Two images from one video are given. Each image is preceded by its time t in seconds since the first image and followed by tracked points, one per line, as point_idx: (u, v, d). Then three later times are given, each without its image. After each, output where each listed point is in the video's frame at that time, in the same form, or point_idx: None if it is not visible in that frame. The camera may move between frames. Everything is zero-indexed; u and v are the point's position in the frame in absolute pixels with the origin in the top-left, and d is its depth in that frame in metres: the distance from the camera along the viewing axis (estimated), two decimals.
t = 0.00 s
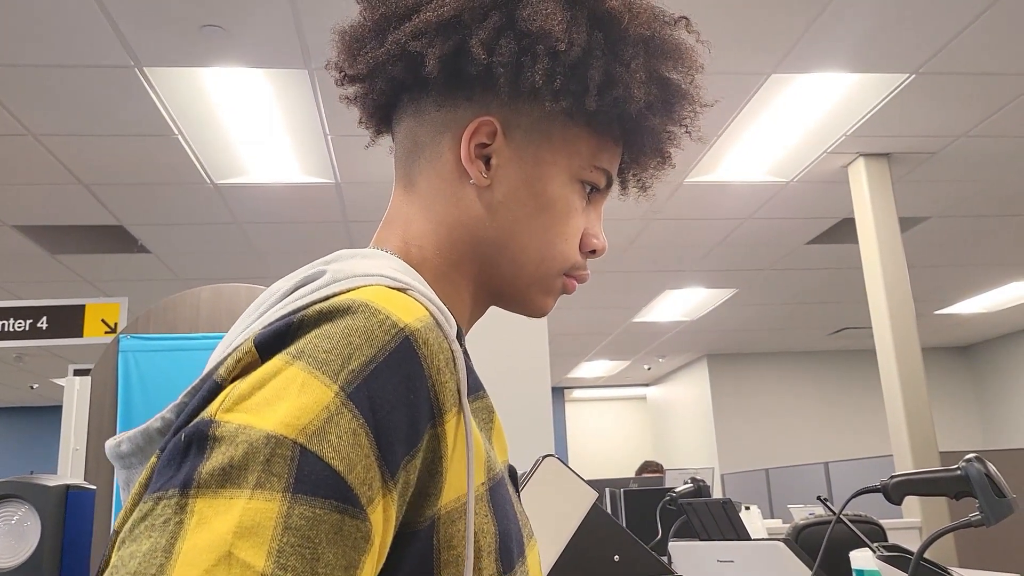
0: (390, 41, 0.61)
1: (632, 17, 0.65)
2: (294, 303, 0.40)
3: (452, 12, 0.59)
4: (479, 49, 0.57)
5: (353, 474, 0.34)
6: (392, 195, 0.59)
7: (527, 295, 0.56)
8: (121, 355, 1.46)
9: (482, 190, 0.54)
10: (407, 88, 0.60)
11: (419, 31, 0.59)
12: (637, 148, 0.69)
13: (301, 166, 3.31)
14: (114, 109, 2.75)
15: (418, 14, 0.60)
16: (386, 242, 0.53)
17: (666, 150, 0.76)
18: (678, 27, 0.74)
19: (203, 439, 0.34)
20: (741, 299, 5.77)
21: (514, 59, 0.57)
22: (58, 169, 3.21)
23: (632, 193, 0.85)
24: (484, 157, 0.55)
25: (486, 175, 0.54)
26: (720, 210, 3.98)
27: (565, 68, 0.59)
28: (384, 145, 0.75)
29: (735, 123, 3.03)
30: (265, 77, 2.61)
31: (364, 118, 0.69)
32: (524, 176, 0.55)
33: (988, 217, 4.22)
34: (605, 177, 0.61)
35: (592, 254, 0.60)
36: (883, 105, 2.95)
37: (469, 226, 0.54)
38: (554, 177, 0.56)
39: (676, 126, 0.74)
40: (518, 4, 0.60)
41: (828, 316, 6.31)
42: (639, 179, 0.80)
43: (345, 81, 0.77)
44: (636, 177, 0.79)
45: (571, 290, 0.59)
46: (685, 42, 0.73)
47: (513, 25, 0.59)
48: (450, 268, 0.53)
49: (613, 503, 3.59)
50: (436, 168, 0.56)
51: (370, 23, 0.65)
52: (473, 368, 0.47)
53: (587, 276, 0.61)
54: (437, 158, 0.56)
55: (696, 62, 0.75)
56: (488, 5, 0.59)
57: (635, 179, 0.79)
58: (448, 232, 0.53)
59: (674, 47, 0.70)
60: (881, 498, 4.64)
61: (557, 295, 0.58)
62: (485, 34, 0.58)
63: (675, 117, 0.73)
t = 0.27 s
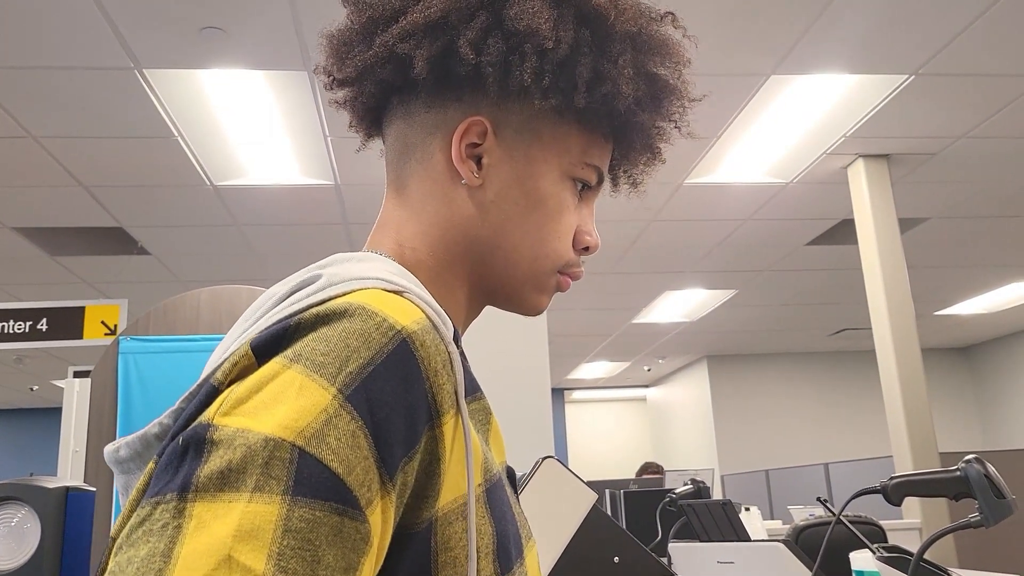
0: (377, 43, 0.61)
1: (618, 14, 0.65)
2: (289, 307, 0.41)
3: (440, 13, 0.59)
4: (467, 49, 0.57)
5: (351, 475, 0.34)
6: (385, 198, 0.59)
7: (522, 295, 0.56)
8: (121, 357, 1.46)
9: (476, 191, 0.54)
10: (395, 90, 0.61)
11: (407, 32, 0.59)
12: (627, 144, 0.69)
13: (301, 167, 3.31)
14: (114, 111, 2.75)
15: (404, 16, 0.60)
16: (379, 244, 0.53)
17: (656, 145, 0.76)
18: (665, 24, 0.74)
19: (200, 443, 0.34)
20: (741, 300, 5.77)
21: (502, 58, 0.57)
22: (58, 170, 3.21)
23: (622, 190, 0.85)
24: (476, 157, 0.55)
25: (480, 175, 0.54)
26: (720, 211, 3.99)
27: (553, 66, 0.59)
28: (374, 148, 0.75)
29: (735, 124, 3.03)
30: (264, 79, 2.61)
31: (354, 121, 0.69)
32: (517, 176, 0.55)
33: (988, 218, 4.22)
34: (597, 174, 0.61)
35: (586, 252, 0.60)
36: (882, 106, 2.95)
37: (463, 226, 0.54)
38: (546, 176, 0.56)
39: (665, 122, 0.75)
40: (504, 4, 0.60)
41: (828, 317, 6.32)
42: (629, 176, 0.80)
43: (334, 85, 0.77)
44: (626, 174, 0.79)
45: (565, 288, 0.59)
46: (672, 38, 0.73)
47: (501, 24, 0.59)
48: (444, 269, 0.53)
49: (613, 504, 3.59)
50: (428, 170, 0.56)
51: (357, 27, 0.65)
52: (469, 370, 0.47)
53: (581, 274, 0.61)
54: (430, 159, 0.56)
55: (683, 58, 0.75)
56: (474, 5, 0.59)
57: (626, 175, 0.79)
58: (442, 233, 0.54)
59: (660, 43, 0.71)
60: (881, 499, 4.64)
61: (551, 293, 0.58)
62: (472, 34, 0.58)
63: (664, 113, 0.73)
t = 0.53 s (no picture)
0: (386, 51, 0.61)
1: (623, 15, 0.65)
2: (303, 309, 0.41)
3: (447, 20, 0.59)
4: (474, 54, 0.57)
5: (360, 477, 0.34)
6: (395, 203, 0.59)
7: (534, 296, 0.56)
8: (121, 359, 1.46)
9: (483, 194, 0.54)
10: (404, 96, 0.61)
11: (414, 40, 0.59)
12: (636, 144, 0.70)
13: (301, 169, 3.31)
14: (113, 113, 2.75)
15: (412, 23, 0.61)
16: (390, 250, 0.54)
17: (664, 143, 0.76)
18: (671, 22, 0.74)
19: (213, 443, 0.34)
20: (740, 301, 5.78)
21: (510, 62, 0.58)
22: (57, 172, 3.21)
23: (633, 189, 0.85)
24: (484, 160, 0.55)
25: (486, 178, 0.55)
26: (719, 212, 3.99)
27: (560, 68, 0.59)
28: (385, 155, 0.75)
29: (734, 125, 3.04)
30: (264, 81, 2.61)
31: (364, 129, 0.69)
32: (525, 178, 0.55)
33: (987, 219, 4.23)
34: (606, 173, 0.61)
35: (597, 252, 0.60)
36: (882, 107, 2.95)
37: (472, 230, 0.54)
38: (555, 177, 0.56)
39: (674, 120, 0.75)
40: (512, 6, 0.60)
41: (827, 318, 6.32)
42: (640, 175, 0.80)
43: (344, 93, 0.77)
44: (636, 173, 0.79)
45: (577, 288, 0.59)
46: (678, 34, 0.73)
47: (507, 28, 0.59)
48: (455, 271, 0.54)
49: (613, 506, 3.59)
50: (435, 174, 0.56)
51: (365, 35, 0.65)
52: (481, 372, 0.48)
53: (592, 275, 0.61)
54: (438, 164, 0.56)
55: (689, 55, 0.75)
56: (481, 10, 0.60)
57: (636, 174, 0.79)
58: (452, 236, 0.54)
59: (666, 42, 0.71)
60: (881, 500, 4.64)
61: (564, 294, 0.58)
62: (479, 39, 0.58)
63: (673, 111, 0.73)
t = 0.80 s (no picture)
0: (387, 54, 0.61)
1: (624, 13, 0.65)
2: (310, 313, 0.41)
3: (449, 22, 0.59)
4: (477, 56, 0.57)
5: (366, 482, 0.34)
6: (399, 206, 0.59)
7: (541, 296, 0.56)
8: (121, 361, 1.46)
9: (488, 195, 0.54)
10: (405, 99, 0.61)
11: (416, 42, 0.59)
12: (638, 140, 0.69)
13: (301, 170, 3.30)
14: (114, 114, 2.75)
15: (412, 24, 0.60)
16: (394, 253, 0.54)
17: (666, 139, 0.76)
18: (671, 18, 0.74)
19: (220, 445, 0.34)
20: (740, 301, 5.77)
21: (512, 63, 0.57)
22: (57, 174, 3.21)
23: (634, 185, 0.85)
24: (489, 162, 0.55)
25: (492, 179, 0.54)
26: (720, 213, 3.99)
27: (563, 68, 0.59)
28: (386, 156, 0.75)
29: (734, 126, 3.04)
30: (265, 82, 2.61)
31: (366, 131, 0.69)
32: (529, 179, 0.55)
33: (988, 220, 4.23)
34: (610, 172, 0.60)
35: (602, 251, 0.60)
36: (882, 108, 2.95)
37: (477, 232, 0.54)
38: (559, 177, 0.56)
39: (675, 115, 0.74)
40: (513, 7, 0.60)
41: (827, 318, 6.32)
42: (642, 171, 0.80)
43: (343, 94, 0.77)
44: (638, 170, 0.79)
45: (582, 287, 0.59)
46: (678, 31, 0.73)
47: (508, 30, 0.59)
48: (459, 273, 0.54)
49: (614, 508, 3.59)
50: (439, 176, 0.56)
51: (365, 38, 0.65)
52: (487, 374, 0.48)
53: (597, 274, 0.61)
54: (442, 167, 0.56)
55: (689, 50, 0.75)
56: (481, 11, 0.59)
57: (639, 171, 0.79)
58: (457, 239, 0.54)
59: (667, 38, 0.70)
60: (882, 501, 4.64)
61: (569, 294, 0.58)
62: (481, 41, 0.58)
63: (673, 109, 0.73)
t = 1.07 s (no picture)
0: (384, 57, 0.61)
1: (621, 16, 0.65)
2: (310, 316, 0.41)
3: (445, 25, 0.59)
4: (473, 59, 0.57)
5: (367, 486, 0.34)
6: (395, 209, 0.59)
7: (537, 299, 0.57)
8: (120, 362, 1.46)
9: (486, 198, 0.54)
10: (401, 101, 0.61)
11: (412, 45, 0.59)
12: (634, 142, 0.70)
13: (299, 171, 3.30)
14: (112, 115, 2.75)
15: (408, 27, 0.60)
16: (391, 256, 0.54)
17: (662, 141, 0.76)
18: (667, 20, 0.74)
19: (222, 450, 0.35)
20: (739, 301, 5.77)
21: (508, 66, 0.58)
22: (56, 175, 3.21)
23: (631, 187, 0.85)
24: (484, 165, 0.55)
25: (489, 183, 0.55)
26: (719, 213, 3.99)
27: (558, 71, 0.59)
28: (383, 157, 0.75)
29: (733, 126, 3.04)
30: (264, 83, 2.61)
31: (363, 133, 0.69)
32: (526, 184, 0.55)
33: (986, 220, 4.23)
34: (605, 175, 0.61)
35: (597, 253, 0.60)
36: (881, 108, 2.95)
37: (474, 236, 0.54)
38: (556, 181, 0.56)
39: (672, 117, 0.75)
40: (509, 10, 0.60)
41: (826, 318, 6.32)
42: (639, 173, 0.80)
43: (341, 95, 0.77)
44: (635, 171, 0.79)
45: (578, 289, 0.60)
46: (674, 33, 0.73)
47: (504, 33, 0.59)
48: (457, 275, 0.54)
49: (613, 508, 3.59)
50: (437, 180, 0.56)
51: (362, 40, 0.65)
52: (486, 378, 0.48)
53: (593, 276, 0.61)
54: (440, 170, 0.56)
55: (685, 53, 0.75)
56: (477, 14, 0.60)
57: (635, 172, 0.79)
58: (454, 242, 0.54)
59: (663, 40, 0.70)
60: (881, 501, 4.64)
61: (565, 296, 0.58)
62: (477, 44, 0.58)
63: (669, 111, 0.73)
